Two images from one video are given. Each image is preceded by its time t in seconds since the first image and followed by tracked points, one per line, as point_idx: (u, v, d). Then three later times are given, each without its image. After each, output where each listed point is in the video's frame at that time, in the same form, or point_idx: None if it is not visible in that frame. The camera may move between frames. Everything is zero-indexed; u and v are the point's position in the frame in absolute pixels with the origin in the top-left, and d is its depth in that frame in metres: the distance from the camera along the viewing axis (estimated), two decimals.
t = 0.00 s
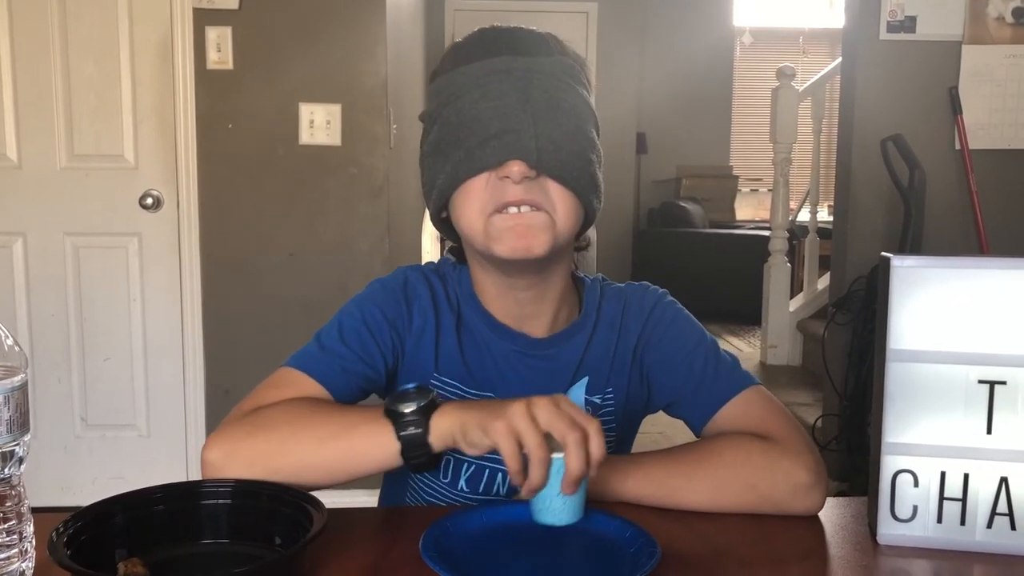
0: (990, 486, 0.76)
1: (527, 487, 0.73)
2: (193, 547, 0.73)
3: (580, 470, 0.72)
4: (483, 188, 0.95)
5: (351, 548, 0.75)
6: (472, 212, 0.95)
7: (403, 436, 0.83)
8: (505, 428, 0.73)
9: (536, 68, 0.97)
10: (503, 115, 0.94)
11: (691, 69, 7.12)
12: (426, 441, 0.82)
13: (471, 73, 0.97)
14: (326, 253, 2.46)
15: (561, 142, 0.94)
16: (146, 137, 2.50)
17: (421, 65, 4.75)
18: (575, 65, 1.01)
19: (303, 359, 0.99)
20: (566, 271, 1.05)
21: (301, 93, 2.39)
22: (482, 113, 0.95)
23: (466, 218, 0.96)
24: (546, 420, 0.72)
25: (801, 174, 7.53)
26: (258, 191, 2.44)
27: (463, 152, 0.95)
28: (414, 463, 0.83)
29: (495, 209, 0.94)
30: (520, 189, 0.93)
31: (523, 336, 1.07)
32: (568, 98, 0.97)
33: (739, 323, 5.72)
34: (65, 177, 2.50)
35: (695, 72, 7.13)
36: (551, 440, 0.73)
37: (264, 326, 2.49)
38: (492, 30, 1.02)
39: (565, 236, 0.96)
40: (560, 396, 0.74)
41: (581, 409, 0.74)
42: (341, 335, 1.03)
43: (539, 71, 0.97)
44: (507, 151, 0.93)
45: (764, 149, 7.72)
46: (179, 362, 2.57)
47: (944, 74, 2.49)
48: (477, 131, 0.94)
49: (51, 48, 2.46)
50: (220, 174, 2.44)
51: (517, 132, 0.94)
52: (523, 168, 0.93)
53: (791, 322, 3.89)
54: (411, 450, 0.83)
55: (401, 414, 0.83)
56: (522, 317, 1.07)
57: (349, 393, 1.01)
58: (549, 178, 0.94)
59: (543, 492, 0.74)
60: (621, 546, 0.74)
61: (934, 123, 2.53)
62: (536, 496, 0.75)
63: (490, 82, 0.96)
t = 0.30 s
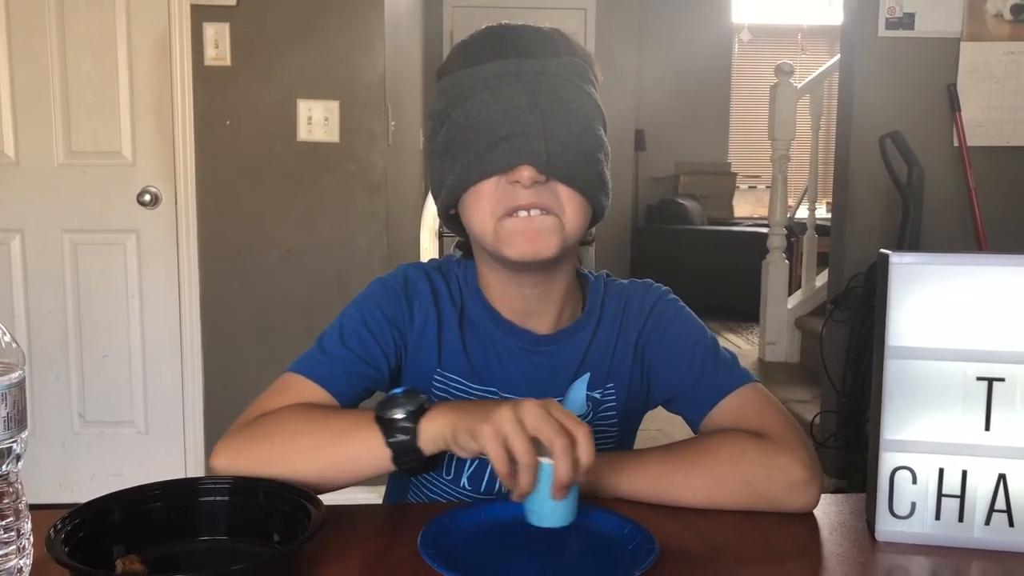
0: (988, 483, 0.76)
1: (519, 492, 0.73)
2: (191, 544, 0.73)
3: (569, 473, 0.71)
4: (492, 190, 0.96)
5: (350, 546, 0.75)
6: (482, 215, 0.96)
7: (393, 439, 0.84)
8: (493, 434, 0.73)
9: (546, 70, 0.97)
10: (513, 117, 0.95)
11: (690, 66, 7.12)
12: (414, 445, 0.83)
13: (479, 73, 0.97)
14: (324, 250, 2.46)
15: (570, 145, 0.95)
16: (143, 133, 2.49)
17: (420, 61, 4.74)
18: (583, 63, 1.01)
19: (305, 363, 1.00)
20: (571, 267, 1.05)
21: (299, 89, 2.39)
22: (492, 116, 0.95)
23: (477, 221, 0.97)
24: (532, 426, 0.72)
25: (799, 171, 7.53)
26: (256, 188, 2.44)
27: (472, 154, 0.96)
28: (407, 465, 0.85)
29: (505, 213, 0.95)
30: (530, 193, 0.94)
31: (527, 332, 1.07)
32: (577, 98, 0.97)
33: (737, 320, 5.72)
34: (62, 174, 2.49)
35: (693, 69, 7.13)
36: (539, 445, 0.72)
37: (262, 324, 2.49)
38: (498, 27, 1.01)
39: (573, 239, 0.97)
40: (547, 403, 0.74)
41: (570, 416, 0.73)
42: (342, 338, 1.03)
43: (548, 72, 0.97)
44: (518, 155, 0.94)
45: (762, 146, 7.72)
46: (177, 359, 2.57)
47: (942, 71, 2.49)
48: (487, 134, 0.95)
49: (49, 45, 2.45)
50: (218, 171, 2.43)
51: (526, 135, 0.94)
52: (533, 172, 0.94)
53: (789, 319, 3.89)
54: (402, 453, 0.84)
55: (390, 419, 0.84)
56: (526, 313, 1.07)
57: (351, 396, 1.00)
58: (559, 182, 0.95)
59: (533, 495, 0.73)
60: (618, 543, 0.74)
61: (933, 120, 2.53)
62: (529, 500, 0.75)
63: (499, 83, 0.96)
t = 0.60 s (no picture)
0: (986, 481, 0.76)
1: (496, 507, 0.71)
2: (190, 542, 0.73)
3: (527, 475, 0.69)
4: (513, 222, 1.00)
5: (349, 543, 0.76)
6: (502, 242, 1.01)
7: (362, 465, 0.83)
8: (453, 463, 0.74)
9: (579, 102, 0.97)
10: (542, 153, 0.96)
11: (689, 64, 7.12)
12: (383, 470, 0.83)
13: (511, 100, 0.97)
14: (323, 249, 2.46)
15: (593, 183, 0.98)
16: (142, 131, 2.49)
17: (419, 60, 4.74)
18: (617, 82, 1.00)
19: (305, 371, 0.99)
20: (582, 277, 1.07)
21: (297, 88, 2.39)
22: (522, 149, 0.96)
23: (497, 247, 1.01)
24: (484, 440, 0.73)
25: (798, 170, 7.53)
26: (255, 187, 2.44)
27: (497, 181, 0.98)
28: (380, 489, 0.84)
29: (524, 247, 1.00)
30: (550, 231, 0.99)
31: (537, 329, 1.07)
32: (607, 131, 0.98)
33: (736, 319, 5.73)
34: (61, 172, 2.49)
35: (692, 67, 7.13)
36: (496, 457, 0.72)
37: (261, 323, 2.49)
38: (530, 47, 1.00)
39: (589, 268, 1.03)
40: (502, 418, 0.75)
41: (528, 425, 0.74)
42: (342, 345, 1.02)
43: (582, 106, 0.97)
44: (542, 195, 0.97)
45: (761, 145, 7.73)
46: (176, 358, 2.57)
47: (941, 70, 2.49)
48: (514, 166, 0.97)
49: (48, 44, 2.45)
50: (217, 170, 2.44)
51: (552, 172, 0.97)
52: (556, 213, 0.98)
53: (788, 318, 3.90)
54: (373, 478, 0.83)
55: (359, 445, 0.83)
56: (535, 311, 1.07)
57: (350, 405, 1.00)
58: (581, 219, 0.99)
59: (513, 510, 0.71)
60: (619, 542, 0.74)
61: (932, 119, 2.53)
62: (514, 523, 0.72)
63: (531, 114, 0.96)
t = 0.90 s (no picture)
0: (985, 481, 0.76)
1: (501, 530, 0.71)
2: (190, 543, 0.73)
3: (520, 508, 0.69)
4: (514, 220, 1.00)
5: (348, 544, 0.76)
6: (502, 239, 1.01)
7: (356, 493, 0.82)
8: (441, 495, 0.74)
9: (581, 104, 0.97)
10: (544, 153, 0.96)
11: (689, 65, 7.13)
12: (377, 494, 0.82)
13: (513, 101, 0.97)
14: (322, 249, 2.46)
15: (594, 184, 0.98)
16: (142, 132, 2.49)
17: (418, 61, 4.74)
18: (619, 85, 1.00)
19: (300, 385, 1.00)
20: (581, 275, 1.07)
21: (296, 89, 2.39)
22: (524, 149, 0.96)
23: (496, 243, 1.01)
24: (469, 471, 0.72)
25: (797, 171, 7.53)
26: (254, 188, 2.44)
27: (499, 181, 0.98)
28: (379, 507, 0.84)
29: (524, 246, 1.00)
30: (551, 229, 0.99)
31: (536, 329, 1.07)
32: (609, 132, 0.99)
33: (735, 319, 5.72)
34: (61, 173, 2.48)
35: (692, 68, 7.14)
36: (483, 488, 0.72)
37: (260, 324, 2.50)
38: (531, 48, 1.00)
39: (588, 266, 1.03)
40: (475, 443, 0.73)
41: (502, 449, 0.72)
42: (336, 355, 1.03)
43: (585, 106, 0.97)
44: (544, 195, 0.97)
45: (760, 146, 7.73)
46: (176, 359, 2.56)
47: (940, 71, 2.49)
48: (516, 166, 0.97)
49: (47, 44, 2.45)
50: (216, 171, 2.44)
51: (554, 173, 0.97)
52: (557, 213, 0.98)
53: (788, 319, 3.90)
54: (369, 504, 0.83)
55: (350, 474, 0.82)
56: (534, 311, 1.07)
57: (346, 416, 1.01)
58: (582, 219, 0.99)
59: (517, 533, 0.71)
60: (621, 543, 0.74)
61: (931, 120, 2.53)
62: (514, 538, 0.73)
63: (534, 115, 0.96)
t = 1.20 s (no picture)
0: (984, 483, 0.76)
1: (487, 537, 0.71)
2: (189, 545, 0.73)
3: (509, 518, 0.69)
4: (510, 215, 0.99)
5: (347, 545, 0.76)
6: (498, 235, 1.00)
7: (350, 495, 0.83)
8: (424, 499, 0.74)
9: (576, 100, 0.97)
10: (540, 148, 0.97)
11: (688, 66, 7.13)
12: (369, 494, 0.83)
13: (508, 97, 0.97)
14: (321, 251, 2.46)
15: (590, 179, 0.98)
16: (141, 134, 2.49)
17: (418, 63, 4.74)
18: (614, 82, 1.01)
19: (295, 392, 1.00)
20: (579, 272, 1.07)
21: (296, 91, 2.39)
22: (519, 144, 0.97)
23: (493, 239, 1.01)
24: (458, 475, 0.73)
25: (796, 172, 7.54)
26: (253, 190, 2.44)
27: (495, 176, 0.98)
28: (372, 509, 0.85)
29: (522, 241, 0.99)
30: (548, 225, 0.98)
31: (532, 329, 1.07)
32: (604, 128, 0.99)
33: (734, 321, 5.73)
34: (60, 175, 2.48)
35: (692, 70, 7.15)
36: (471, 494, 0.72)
37: (260, 325, 2.50)
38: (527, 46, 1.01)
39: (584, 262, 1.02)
40: (464, 450, 0.74)
41: (491, 457, 0.73)
42: (329, 361, 1.03)
43: (580, 102, 0.98)
44: (540, 189, 0.97)
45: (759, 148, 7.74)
46: (175, 361, 2.56)
47: (939, 73, 2.50)
48: (511, 161, 0.97)
49: (46, 46, 2.45)
50: (216, 173, 2.44)
51: (549, 168, 0.97)
52: (554, 208, 0.98)
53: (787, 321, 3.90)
54: (364, 505, 0.84)
55: (342, 475, 0.83)
56: (532, 309, 1.07)
57: (340, 422, 1.01)
58: (579, 213, 0.99)
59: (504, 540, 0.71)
60: (621, 545, 0.74)
61: (930, 122, 2.54)
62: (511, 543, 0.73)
63: (529, 111, 0.97)
